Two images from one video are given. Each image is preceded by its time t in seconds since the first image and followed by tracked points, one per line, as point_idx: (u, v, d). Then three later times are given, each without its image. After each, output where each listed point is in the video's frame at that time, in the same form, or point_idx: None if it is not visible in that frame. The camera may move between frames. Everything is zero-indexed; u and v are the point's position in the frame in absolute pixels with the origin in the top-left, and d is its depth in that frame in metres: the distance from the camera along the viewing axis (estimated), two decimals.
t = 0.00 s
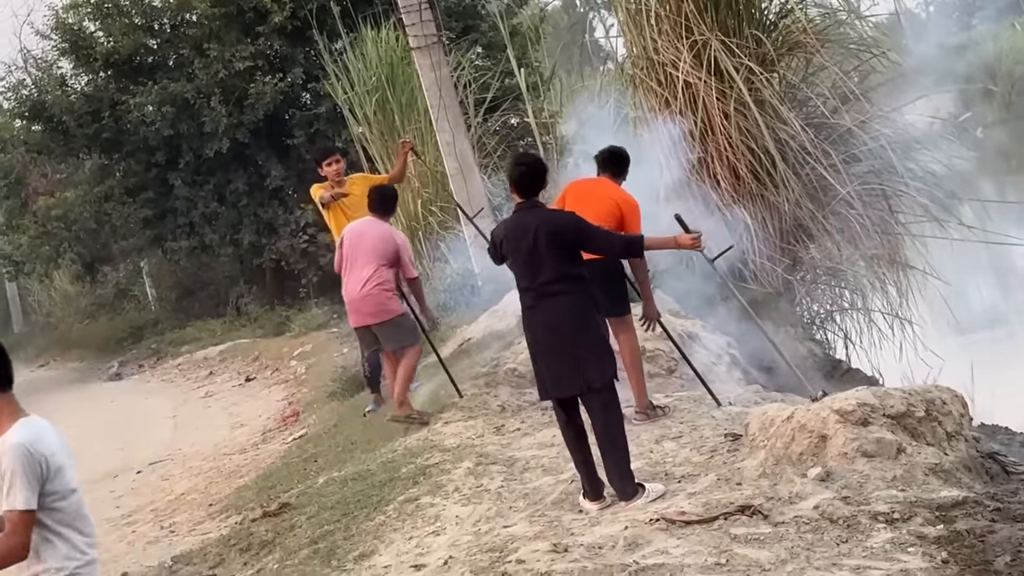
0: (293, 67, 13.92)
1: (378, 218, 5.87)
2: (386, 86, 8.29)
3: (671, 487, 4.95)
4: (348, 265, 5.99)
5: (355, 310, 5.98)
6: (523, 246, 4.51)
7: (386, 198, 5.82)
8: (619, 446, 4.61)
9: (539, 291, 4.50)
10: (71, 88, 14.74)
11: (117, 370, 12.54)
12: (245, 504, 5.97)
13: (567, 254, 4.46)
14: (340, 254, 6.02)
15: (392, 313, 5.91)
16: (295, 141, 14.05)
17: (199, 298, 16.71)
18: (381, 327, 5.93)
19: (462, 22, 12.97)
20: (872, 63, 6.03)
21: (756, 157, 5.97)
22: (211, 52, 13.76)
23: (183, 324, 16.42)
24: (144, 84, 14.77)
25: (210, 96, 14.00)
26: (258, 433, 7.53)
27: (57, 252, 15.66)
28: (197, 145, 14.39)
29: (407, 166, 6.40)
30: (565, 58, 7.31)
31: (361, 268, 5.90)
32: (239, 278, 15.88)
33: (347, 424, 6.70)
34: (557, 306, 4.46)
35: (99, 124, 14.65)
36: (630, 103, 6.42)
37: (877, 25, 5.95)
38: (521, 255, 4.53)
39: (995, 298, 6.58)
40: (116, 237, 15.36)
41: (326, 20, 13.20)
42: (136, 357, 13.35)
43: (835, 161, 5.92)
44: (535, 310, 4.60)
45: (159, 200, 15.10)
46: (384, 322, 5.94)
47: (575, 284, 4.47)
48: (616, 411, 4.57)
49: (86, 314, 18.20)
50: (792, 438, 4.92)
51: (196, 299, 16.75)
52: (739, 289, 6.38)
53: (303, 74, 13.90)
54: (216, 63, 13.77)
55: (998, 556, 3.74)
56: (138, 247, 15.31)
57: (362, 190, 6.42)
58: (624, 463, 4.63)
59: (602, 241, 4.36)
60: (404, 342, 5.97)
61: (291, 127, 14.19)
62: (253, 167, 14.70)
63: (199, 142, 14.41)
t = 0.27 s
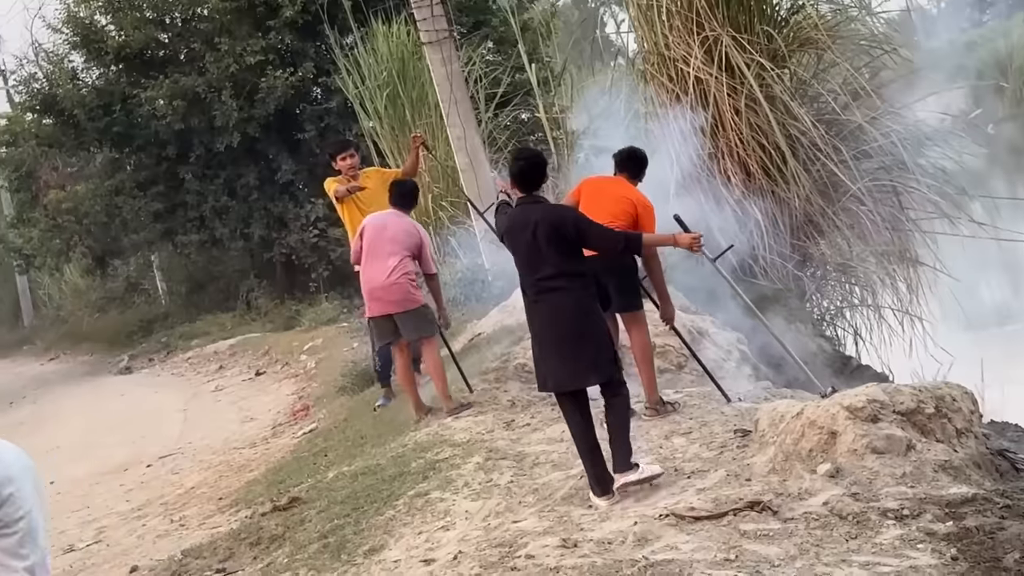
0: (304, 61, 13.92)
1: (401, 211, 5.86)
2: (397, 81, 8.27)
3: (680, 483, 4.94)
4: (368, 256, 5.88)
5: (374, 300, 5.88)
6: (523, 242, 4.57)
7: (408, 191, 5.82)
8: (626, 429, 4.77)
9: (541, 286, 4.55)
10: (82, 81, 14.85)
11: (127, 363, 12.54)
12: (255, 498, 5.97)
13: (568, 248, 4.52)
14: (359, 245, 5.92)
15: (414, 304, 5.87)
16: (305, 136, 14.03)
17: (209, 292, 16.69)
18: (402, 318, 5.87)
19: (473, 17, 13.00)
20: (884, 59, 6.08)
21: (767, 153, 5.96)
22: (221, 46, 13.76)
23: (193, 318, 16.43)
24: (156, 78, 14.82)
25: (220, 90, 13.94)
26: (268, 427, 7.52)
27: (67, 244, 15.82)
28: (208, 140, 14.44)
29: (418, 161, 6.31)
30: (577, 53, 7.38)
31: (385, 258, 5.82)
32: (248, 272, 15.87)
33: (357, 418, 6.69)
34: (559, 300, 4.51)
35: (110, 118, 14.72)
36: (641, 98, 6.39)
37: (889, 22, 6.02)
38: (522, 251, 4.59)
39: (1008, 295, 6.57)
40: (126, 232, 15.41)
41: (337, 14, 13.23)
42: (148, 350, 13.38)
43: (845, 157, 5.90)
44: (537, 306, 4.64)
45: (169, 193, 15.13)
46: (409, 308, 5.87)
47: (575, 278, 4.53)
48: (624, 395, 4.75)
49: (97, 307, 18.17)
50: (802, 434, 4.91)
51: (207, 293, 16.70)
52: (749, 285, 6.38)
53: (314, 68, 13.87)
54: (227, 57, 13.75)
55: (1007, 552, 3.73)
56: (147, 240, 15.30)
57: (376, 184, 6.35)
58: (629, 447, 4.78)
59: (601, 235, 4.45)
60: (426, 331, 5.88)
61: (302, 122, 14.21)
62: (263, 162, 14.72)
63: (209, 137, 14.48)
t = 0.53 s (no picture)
0: (316, 54, 13.92)
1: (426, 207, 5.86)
2: (409, 75, 8.23)
3: (695, 481, 4.87)
4: (393, 248, 5.83)
5: (397, 292, 5.85)
6: (537, 237, 4.53)
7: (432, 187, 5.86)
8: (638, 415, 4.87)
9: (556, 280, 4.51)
10: (92, 73, 14.80)
11: (137, 358, 12.49)
12: (268, 495, 5.91)
13: (582, 245, 4.47)
14: (382, 237, 5.87)
15: (438, 298, 5.87)
16: (317, 129, 14.04)
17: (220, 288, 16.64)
18: (425, 312, 5.86)
19: (486, 12, 12.98)
20: (901, 55, 6.03)
21: (782, 149, 5.92)
22: (233, 39, 13.72)
23: (201, 313, 16.27)
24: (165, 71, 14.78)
25: (232, 84, 13.94)
26: (280, 424, 7.44)
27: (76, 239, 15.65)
28: (218, 134, 14.38)
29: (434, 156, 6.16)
30: (592, 48, 7.36)
31: (411, 251, 5.80)
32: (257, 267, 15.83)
33: (369, 414, 6.62)
34: (573, 295, 4.48)
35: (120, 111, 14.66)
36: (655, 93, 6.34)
37: (905, 17, 5.99)
38: (536, 246, 4.55)
39: None
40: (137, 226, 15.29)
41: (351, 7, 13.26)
42: (158, 346, 13.34)
43: (862, 152, 5.87)
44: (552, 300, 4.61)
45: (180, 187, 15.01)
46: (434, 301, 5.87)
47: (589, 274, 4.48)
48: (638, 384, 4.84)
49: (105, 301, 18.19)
50: (816, 434, 4.79)
51: (217, 287, 16.59)
52: (763, 282, 6.29)
53: (326, 61, 13.88)
54: (239, 50, 13.71)
55: None
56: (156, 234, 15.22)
57: (392, 177, 6.24)
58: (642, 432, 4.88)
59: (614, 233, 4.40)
60: (444, 328, 5.87)
61: (313, 116, 14.17)
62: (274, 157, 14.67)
63: (219, 131, 14.41)
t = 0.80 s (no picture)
0: (297, 17, 12.61)
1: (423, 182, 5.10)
2: (404, 38, 7.28)
3: (735, 504, 4.07)
4: (394, 236, 5.13)
5: (401, 287, 5.16)
6: (560, 216, 3.77)
7: (425, 155, 5.09)
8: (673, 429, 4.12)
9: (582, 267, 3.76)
10: (43, 38, 12.82)
11: (93, 363, 11.44)
12: (241, 518, 5.00)
13: (612, 228, 3.71)
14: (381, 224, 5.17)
15: (448, 290, 5.17)
16: (299, 101, 12.69)
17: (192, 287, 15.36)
18: (434, 307, 5.16)
19: None
20: (967, 17, 5.25)
21: (830, 125, 5.23)
22: None
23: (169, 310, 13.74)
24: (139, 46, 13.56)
25: (201, 50, 12.25)
26: (256, 438, 6.51)
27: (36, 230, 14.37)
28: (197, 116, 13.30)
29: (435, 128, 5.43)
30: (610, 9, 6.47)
31: (415, 238, 5.10)
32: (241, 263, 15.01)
33: (359, 426, 5.82)
34: (602, 285, 3.72)
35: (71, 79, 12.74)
36: (686, 61, 5.62)
37: None
38: (558, 228, 3.79)
39: None
40: (92, 209, 13.26)
41: None
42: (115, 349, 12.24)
43: (922, 129, 5.14)
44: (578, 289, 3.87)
45: (141, 167, 13.13)
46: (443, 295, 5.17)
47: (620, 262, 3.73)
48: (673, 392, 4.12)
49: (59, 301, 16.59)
50: (872, 448, 3.92)
51: (182, 281, 14.13)
52: (807, 276, 5.58)
53: (308, 26, 12.55)
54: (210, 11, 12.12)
55: None
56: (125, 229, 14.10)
57: (388, 154, 5.50)
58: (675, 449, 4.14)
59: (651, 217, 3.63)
60: (455, 325, 5.18)
61: (294, 86, 12.76)
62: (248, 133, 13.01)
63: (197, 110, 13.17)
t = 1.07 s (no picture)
0: None
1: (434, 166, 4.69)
2: (415, 10, 6.96)
3: (773, 518, 3.59)
4: (409, 228, 4.78)
5: (419, 280, 4.82)
6: (583, 197, 3.50)
7: (432, 134, 4.67)
8: (707, 437, 3.63)
9: (605, 251, 3.48)
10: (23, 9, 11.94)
11: (76, 360, 10.74)
12: (238, 532, 4.58)
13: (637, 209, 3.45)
14: (394, 215, 4.80)
15: (471, 282, 4.79)
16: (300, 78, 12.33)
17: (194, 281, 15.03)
18: (456, 301, 4.79)
19: None
20: None
21: (877, 106, 4.83)
22: None
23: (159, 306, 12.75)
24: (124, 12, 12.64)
25: (195, 24, 11.89)
26: (253, 445, 6.09)
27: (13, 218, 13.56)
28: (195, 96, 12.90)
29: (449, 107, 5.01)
30: None
31: (431, 229, 4.74)
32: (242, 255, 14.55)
33: (365, 433, 5.41)
34: (628, 270, 3.44)
35: (58, 55, 11.92)
36: (721, 39, 5.24)
37: None
38: (580, 209, 3.53)
39: None
40: (76, 198, 12.51)
41: None
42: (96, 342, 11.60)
43: (977, 111, 4.69)
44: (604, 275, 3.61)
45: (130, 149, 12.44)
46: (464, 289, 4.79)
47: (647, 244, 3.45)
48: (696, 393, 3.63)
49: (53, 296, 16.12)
50: (923, 458, 3.55)
51: (176, 275, 13.16)
52: (853, 270, 5.23)
53: None
54: None
55: None
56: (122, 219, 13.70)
57: (397, 135, 5.10)
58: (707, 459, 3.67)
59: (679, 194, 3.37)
60: (478, 320, 4.82)
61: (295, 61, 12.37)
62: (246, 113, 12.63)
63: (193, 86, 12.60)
